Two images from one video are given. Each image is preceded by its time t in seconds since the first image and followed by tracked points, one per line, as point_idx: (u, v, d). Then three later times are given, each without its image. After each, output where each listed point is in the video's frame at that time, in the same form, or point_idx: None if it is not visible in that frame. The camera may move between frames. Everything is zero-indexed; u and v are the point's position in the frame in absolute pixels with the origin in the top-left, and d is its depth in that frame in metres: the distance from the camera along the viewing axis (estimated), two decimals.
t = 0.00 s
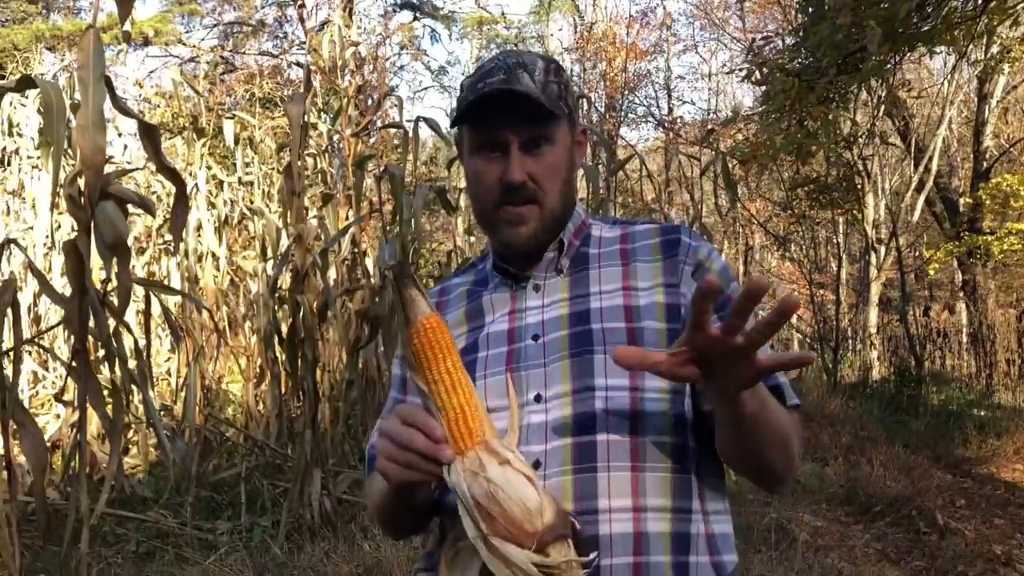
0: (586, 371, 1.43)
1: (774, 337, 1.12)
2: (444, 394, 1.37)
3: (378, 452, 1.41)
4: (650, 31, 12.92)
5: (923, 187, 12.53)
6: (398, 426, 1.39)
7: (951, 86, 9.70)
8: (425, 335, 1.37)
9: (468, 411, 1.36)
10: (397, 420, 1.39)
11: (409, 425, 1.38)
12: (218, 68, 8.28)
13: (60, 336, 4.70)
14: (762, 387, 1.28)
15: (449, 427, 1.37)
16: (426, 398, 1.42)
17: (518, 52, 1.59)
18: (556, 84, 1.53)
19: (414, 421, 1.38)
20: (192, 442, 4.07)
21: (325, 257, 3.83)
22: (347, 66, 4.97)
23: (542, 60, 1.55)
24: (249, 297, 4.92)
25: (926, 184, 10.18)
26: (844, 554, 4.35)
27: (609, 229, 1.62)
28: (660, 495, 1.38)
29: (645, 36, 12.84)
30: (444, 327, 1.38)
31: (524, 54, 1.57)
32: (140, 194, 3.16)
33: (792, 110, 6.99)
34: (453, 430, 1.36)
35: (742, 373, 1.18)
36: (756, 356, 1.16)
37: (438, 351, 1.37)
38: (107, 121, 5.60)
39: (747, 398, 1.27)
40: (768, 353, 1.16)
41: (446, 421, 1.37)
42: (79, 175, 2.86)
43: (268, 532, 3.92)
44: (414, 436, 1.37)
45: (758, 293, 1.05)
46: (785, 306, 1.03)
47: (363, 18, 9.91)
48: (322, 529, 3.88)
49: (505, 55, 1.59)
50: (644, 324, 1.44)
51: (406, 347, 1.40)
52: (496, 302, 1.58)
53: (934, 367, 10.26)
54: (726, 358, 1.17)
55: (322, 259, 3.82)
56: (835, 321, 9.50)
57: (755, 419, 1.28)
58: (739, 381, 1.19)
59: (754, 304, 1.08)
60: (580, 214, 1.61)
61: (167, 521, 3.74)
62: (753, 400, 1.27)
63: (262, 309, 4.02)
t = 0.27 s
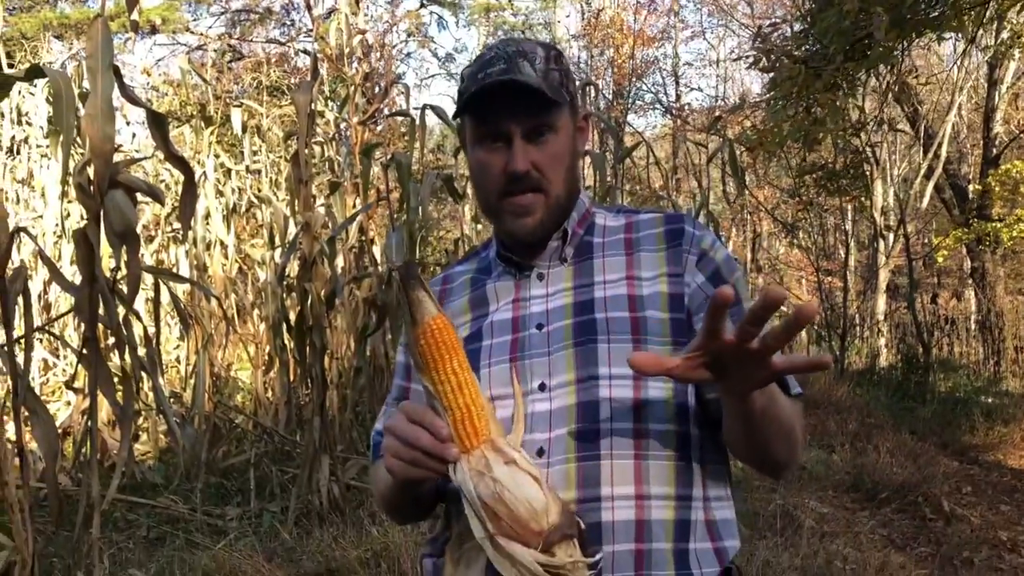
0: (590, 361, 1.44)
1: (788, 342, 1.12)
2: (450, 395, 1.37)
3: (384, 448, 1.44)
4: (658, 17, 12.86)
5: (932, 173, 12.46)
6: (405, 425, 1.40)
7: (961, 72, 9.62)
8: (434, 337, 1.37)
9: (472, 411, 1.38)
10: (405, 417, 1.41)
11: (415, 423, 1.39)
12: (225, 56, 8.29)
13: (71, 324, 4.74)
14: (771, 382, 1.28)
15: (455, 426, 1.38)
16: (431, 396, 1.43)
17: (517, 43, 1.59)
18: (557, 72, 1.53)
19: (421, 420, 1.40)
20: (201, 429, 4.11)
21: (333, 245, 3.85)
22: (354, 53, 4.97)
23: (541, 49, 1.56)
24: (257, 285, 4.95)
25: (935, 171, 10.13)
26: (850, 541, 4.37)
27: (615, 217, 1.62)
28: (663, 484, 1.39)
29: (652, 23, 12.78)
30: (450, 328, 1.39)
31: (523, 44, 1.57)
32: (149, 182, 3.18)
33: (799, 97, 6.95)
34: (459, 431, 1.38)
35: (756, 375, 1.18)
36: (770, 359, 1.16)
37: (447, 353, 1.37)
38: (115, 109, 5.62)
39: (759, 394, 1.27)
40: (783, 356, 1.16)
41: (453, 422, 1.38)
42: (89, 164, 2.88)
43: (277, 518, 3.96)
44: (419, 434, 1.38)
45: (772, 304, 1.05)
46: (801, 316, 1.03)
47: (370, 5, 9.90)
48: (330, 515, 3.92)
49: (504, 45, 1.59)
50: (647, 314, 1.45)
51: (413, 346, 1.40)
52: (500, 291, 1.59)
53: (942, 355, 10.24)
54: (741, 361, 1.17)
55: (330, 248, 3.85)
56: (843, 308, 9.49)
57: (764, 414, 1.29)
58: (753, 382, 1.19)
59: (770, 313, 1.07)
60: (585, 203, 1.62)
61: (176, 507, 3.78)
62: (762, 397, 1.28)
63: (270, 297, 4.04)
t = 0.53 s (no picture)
0: (594, 353, 1.45)
1: (793, 324, 1.12)
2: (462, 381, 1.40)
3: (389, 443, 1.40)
4: (663, 8, 12.81)
5: (938, 164, 12.41)
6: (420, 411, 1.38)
7: (968, 62, 9.56)
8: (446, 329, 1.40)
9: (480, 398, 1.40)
10: (411, 427, 1.26)
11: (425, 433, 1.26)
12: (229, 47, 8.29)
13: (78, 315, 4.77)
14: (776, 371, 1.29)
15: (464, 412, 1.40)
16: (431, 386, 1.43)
17: (517, 32, 1.57)
18: (553, 65, 1.50)
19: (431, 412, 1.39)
20: (207, 419, 4.13)
21: (337, 236, 3.87)
22: (358, 44, 4.97)
23: (539, 40, 1.53)
24: (262, 276, 4.96)
25: (940, 161, 10.09)
26: (853, 531, 4.38)
27: (619, 206, 1.62)
28: (668, 476, 1.41)
29: (657, 13, 12.73)
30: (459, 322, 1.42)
31: (521, 34, 1.55)
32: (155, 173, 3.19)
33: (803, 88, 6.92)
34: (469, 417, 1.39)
35: (762, 360, 1.18)
36: (776, 343, 1.16)
37: (457, 341, 1.40)
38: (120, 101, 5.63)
39: (764, 384, 1.27)
40: (786, 337, 1.15)
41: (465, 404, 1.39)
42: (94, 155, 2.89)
43: (283, 507, 3.99)
44: (433, 443, 1.25)
45: (775, 285, 1.05)
46: (806, 297, 1.03)
47: None
48: (336, 504, 3.94)
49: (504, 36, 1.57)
50: (651, 306, 1.46)
51: (419, 338, 1.39)
52: (503, 282, 1.59)
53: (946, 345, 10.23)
54: (747, 347, 1.17)
55: (334, 239, 3.86)
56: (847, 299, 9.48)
57: (769, 404, 1.29)
58: (759, 367, 1.19)
59: (775, 295, 1.07)
60: (587, 192, 1.62)
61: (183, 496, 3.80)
62: (768, 387, 1.28)
63: (276, 288, 4.06)
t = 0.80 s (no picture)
0: (598, 354, 1.45)
1: (808, 336, 1.09)
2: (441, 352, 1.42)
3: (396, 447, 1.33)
4: (666, 3, 12.77)
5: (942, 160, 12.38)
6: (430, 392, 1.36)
7: (972, 58, 9.53)
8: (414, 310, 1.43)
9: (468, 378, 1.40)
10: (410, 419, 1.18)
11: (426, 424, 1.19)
12: (233, 41, 8.29)
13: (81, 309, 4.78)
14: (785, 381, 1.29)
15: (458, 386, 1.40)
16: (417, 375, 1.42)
17: (521, 25, 1.53)
18: (551, 64, 1.47)
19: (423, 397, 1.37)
20: (210, 413, 4.15)
21: (340, 231, 3.87)
22: (361, 39, 4.96)
23: (540, 37, 1.50)
24: (265, 270, 4.98)
25: (944, 158, 10.06)
26: (855, 526, 4.39)
27: (624, 199, 1.61)
28: (664, 472, 1.42)
29: (660, 8, 12.70)
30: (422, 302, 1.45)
31: (525, 28, 1.52)
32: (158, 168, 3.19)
33: (806, 84, 6.91)
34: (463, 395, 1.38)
35: (774, 373, 1.16)
36: (789, 354, 1.14)
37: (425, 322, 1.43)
38: (124, 95, 5.64)
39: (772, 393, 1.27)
40: (797, 348, 1.13)
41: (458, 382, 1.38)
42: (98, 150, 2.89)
43: (286, 501, 4.01)
44: (439, 430, 1.18)
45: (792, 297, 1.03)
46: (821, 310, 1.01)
47: None
48: (338, 498, 3.96)
49: (508, 29, 1.54)
50: (657, 307, 1.46)
51: (388, 327, 1.40)
52: (505, 276, 1.58)
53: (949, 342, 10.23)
54: (760, 360, 1.14)
55: (337, 234, 3.86)
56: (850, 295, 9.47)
57: (776, 412, 1.30)
58: (772, 379, 1.17)
59: (791, 306, 1.05)
60: (593, 185, 1.61)
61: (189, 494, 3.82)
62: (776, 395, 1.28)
63: (279, 283, 4.07)
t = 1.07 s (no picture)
0: (603, 360, 1.44)
1: (823, 349, 1.08)
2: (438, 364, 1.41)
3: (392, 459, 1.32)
4: (670, 2, 12.76)
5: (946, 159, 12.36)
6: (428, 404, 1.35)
7: (976, 57, 9.51)
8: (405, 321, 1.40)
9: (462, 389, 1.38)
10: (407, 437, 1.18)
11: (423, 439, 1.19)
12: (237, 40, 8.31)
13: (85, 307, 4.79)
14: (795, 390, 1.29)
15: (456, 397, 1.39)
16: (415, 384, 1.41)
17: (530, 16, 1.51)
18: (559, 61, 1.46)
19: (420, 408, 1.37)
20: (214, 412, 4.15)
21: (344, 230, 3.87)
22: (365, 38, 4.97)
23: (551, 30, 1.48)
24: (269, 269, 4.98)
25: (948, 157, 10.05)
26: (857, 526, 4.38)
27: (629, 200, 1.61)
28: (667, 479, 1.42)
29: (664, 7, 12.69)
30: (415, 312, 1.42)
31: (533, 20, 1.50)
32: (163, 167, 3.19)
33: (810, 83, 6.89)
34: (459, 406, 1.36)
35: (787, 382, 1.15)
36: (803, 365, 1.13)
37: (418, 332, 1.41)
38: (128, 94, 5.65)
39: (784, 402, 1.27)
40: (813, 358, 1.12)
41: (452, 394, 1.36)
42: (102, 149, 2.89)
43: (289, 500, 4.01)
44: (439, 445, 1.18)
45: (809, 311, 1.02)
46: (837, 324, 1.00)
47: None
48: (342, 497, 3.96)
49: (518, 17, 1.52)
50: (663, 312, 1.45)
51: (382, 340, 1.38)
52: (507, 277, 1.57)
53: (952, 341, 10.22)
54: (774, 369, 1.14)
55: (340, 233, 3.87)
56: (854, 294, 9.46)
57: (784, 422, 1.30)
58: (785, 389, 1.16)
59: (807, 319, 1.03)
60: (598, 184, 1.60)
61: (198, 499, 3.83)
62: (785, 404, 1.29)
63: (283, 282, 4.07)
